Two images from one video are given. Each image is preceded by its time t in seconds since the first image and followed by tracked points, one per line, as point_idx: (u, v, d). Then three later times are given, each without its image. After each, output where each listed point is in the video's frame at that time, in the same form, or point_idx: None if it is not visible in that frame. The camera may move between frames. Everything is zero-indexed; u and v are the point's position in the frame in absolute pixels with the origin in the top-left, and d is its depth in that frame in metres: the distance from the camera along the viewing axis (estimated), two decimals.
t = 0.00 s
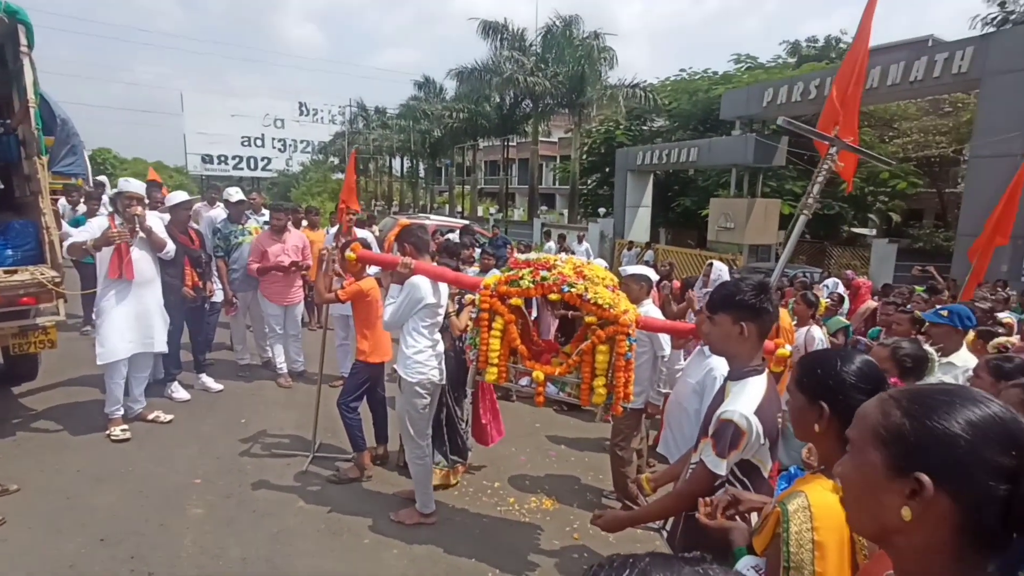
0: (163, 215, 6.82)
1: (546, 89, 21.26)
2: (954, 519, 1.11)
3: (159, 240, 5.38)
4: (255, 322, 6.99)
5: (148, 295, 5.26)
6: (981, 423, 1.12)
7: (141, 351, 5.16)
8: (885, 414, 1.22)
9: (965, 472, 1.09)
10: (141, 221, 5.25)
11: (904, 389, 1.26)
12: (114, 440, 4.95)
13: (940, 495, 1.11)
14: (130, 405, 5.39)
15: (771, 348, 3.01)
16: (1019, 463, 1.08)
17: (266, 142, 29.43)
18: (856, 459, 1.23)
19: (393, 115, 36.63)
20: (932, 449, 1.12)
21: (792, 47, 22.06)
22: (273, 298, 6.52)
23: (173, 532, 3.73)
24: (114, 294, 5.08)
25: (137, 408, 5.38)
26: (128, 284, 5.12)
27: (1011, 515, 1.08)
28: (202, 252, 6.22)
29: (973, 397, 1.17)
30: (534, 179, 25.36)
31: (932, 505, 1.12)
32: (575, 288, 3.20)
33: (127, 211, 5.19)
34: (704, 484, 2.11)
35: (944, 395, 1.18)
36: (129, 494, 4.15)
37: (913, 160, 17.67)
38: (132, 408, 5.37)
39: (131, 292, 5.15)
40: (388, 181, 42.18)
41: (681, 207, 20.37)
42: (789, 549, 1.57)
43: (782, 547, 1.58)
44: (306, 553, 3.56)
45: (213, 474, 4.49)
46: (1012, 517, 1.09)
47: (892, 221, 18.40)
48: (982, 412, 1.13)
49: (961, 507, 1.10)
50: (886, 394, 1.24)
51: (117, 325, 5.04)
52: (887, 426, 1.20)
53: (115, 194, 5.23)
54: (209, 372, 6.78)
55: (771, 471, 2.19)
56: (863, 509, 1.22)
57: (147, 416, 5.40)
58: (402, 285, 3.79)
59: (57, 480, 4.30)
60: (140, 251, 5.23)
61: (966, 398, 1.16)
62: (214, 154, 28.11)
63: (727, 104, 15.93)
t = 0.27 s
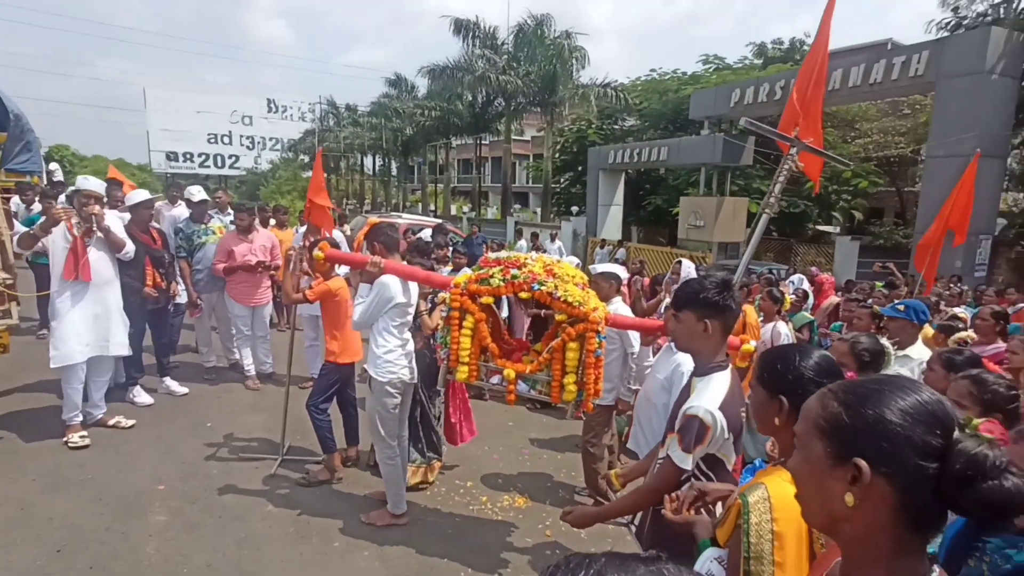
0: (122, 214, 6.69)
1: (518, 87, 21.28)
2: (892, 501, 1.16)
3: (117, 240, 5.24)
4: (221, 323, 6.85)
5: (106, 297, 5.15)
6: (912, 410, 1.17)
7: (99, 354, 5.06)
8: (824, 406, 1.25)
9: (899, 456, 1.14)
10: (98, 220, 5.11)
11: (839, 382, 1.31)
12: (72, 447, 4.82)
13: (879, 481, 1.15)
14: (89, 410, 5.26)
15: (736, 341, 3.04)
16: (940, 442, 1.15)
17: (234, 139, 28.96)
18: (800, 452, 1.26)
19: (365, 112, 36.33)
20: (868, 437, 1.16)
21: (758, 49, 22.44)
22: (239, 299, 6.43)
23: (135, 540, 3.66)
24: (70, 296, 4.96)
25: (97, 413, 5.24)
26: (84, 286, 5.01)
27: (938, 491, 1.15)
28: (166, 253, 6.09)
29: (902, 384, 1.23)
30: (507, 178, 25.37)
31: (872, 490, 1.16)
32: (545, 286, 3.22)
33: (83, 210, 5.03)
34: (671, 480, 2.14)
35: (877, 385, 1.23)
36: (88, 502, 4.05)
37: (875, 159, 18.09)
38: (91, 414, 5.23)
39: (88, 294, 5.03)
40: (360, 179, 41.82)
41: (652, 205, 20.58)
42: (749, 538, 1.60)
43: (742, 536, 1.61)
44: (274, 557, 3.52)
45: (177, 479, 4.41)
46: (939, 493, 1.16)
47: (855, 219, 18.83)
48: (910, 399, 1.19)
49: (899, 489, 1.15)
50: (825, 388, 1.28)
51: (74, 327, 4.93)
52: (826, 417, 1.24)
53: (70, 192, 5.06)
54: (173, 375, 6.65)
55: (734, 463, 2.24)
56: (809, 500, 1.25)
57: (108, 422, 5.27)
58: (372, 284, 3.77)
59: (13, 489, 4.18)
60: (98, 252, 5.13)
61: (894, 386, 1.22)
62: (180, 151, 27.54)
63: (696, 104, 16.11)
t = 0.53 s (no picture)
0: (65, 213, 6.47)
1: (481, 86, 21.27)
2: (831, 490, 1.20)
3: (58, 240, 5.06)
4: (173, 325, 6.67)
5: (46, 300, 5.00)
6: (845, 401, 1.23)
7: (38, 359, 4.90)
8: (764, 403, 1.30)
9: (835, 445, 1.19)
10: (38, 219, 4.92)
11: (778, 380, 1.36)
12: (10, 456, 4.61)
13: (816, 472, 1.20)
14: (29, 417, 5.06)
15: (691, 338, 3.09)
16: (872, 429, 1.21)
17: (188, 135, 28.20)
18: (745, 450, 1.30)
19: (325, 109, 35.83)
20: (805, 429, 1.21)
21: (716, 53, 22.89)
22: (192, 299, 6.30)
23: (79, 551, 3.54)
24: (7, 297, 4.79)
25: (38, 420, 5.05)
26: (23, 287, 4.85)
27: (873, 476, 1.20)
28: (111, 252, 5.94)
29: (835, 378, 1.29)
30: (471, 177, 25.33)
31: (813, 480, 1.20)
32: (506, 286, 3.23)
33: (20, 206, 4.78)
34: (628, 475, 2.16)
35: (813, 380, 1.29)
36: (27, 513, 3.89)
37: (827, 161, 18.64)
38: (31, 421, 5.03)
39: (26, 296, 4.88)
40: (321, 177, 41.21)
41: (614, 205, 20.81)
42: (699, 530, 1.63)
43: (692, 527, 1.65)
44: (228, 565, 3.44)
45: (125, 488, 4.28)
46: (875, 479, 1.21)
47: (809, 219, 19.35)
48: (843, 391, 1.25)
49: (836, 476, 1.19)
50: (766, 386, 1.33)
51: (12, 329, 4.76)
52: (766, 413, 1.28)
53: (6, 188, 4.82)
54: (121, 380, 6.45)
55: (689, 457, 2.28)
56: (756, 495, 1.29)
57: (50, 429, 5.08)
58: (330, 284, 3.72)
59: None
60: (37, 252, 4.96)
61: (829, 380, 1.28)
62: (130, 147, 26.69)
63: (656, 106, 16.34)
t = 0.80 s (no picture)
0: None
1: (437, 84, 21.15)
2: (768, 488, 1.23)
3: None
4: (113, 326, 6.44)
5: None
6: (780, 400, 1.26)
7: None
8: (703, 404, 1.32)
9: (770, 443, 1.22)
10: None
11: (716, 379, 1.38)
12: None
13: (754, 470, 1.22)
14: None
15: (640, 336, 3.15)
16: (805, 426, 1.25)
17: (130, 128, 27.17)
18: (687, 452, 1.32)
19: (277, 104, 35.07)
20: (742, 428, 1.23)
21: (669, 56, 23.29)
22: (134, 299, 6.09)
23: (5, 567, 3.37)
24: None
25: None
26: None
27: (806, 472, 1.24)
28: (42, 251, 5.65)
29: (767, 376, 1.32)
30: (428, 175, 25.15)
31: (750, 480, 1.23)
32: (459, 285, 3.22)
33: None
34: (577, 473, 2.19)
35: (747, 379, 1.31)
36: None
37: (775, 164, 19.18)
38: None
39: None
40: (274, 173, 40.35)
41: (571, 204, 21.00)
42: (641, 525, 1.66)
43: (634, 523, 1.67)
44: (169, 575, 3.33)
45: (58, 499, 4.10)
46: (808, 475, 1.24)
47: (758, 219, 19.95)
48: (776, 389, 1.29)
49: (771, 474, 1.23)
50: (702, 387, 1.35)
51: None
52: (704, 414, 1.30)
53: None
54: (56, 385, 6.17)
55: (636, 453, 2.32)
56: (697, 494, 1.31)
57: None
58: (278, 284, 3.65)
59: None
60: None
61: (762, 378, 1.31)
62: (67, 139, 25.53)
63: (611, 107, 16.54)
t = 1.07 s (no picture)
0: None
1: (401, 80, 20.97)
2: (722, 489, 1.26)
3: None
4: (58, 327, 6.24)
5: None
6: (731, 403, 1.28)
7: None
8: (658, 407, 1.31)
9: (725, 446, 1.24)
10: None
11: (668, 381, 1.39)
12: None
13: (709, 473, 1.24)
14: None
15: (599, 332, 3.19)
16: (758, 429, 1.27)
17: (80, 120, 26.22)
18: (641, 455, 1.31)
19: (236, 98, 34.30)
20: (697, 431, 1.25)
21: (632, 57, 23.52)
22: (81, 298, 5.89)
23: None
24: None
25: None
26: None
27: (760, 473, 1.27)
28: None
29: (721, 378, 1.34)
30: (392, 172, 24.92)
31: (707, 483, 1.25)
32: (417, 284, 3.21)
33: None
34: (534, 470, 2.19)
35: (701, 382, 1.33)
36: None
37: (734, 164, 19.55)
38: None
39: None
40: (233, 169, 39.47)
41: (536, 203, 21.05)
42: (594, 523, 1.66)
43: (587, 521, 1.68)
44: None
45: None
46: (760, 475, 1.28)
47: (719, 219, 20.28)
48: (729, 391, 1.30)
49: (726, 476, 1.25)
50: (657, 390, 1.34)
51: None
52: (659, 417, 1.30)
53: None
54: None
55: (593, 449, 2.34)
56: (652, 497, 1.31)
57: None
58: (232, 283, 3.57)
59: None
60: None
61: (716, 380, 1.33)
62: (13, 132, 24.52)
63: (575, 107, 16.63)
